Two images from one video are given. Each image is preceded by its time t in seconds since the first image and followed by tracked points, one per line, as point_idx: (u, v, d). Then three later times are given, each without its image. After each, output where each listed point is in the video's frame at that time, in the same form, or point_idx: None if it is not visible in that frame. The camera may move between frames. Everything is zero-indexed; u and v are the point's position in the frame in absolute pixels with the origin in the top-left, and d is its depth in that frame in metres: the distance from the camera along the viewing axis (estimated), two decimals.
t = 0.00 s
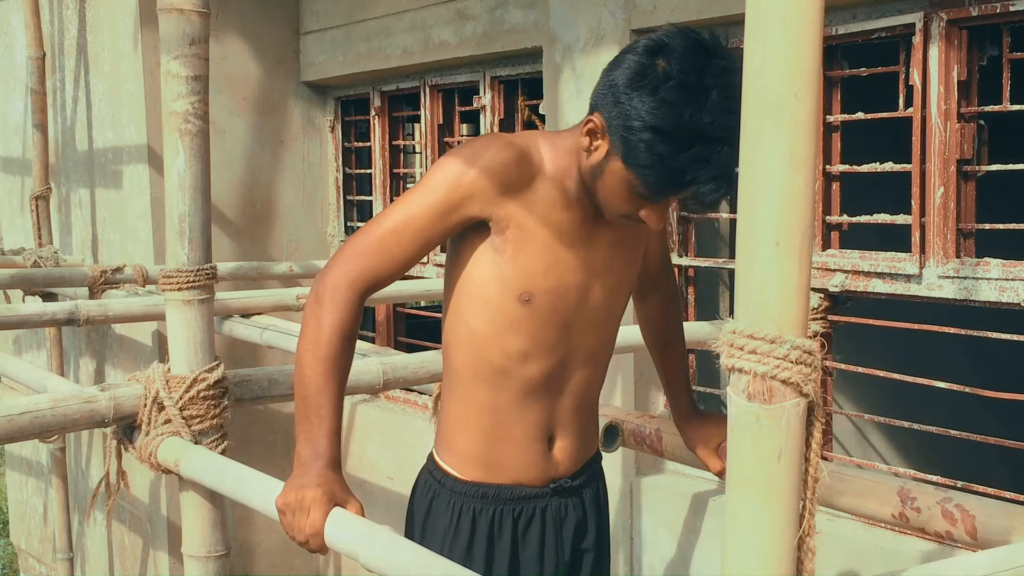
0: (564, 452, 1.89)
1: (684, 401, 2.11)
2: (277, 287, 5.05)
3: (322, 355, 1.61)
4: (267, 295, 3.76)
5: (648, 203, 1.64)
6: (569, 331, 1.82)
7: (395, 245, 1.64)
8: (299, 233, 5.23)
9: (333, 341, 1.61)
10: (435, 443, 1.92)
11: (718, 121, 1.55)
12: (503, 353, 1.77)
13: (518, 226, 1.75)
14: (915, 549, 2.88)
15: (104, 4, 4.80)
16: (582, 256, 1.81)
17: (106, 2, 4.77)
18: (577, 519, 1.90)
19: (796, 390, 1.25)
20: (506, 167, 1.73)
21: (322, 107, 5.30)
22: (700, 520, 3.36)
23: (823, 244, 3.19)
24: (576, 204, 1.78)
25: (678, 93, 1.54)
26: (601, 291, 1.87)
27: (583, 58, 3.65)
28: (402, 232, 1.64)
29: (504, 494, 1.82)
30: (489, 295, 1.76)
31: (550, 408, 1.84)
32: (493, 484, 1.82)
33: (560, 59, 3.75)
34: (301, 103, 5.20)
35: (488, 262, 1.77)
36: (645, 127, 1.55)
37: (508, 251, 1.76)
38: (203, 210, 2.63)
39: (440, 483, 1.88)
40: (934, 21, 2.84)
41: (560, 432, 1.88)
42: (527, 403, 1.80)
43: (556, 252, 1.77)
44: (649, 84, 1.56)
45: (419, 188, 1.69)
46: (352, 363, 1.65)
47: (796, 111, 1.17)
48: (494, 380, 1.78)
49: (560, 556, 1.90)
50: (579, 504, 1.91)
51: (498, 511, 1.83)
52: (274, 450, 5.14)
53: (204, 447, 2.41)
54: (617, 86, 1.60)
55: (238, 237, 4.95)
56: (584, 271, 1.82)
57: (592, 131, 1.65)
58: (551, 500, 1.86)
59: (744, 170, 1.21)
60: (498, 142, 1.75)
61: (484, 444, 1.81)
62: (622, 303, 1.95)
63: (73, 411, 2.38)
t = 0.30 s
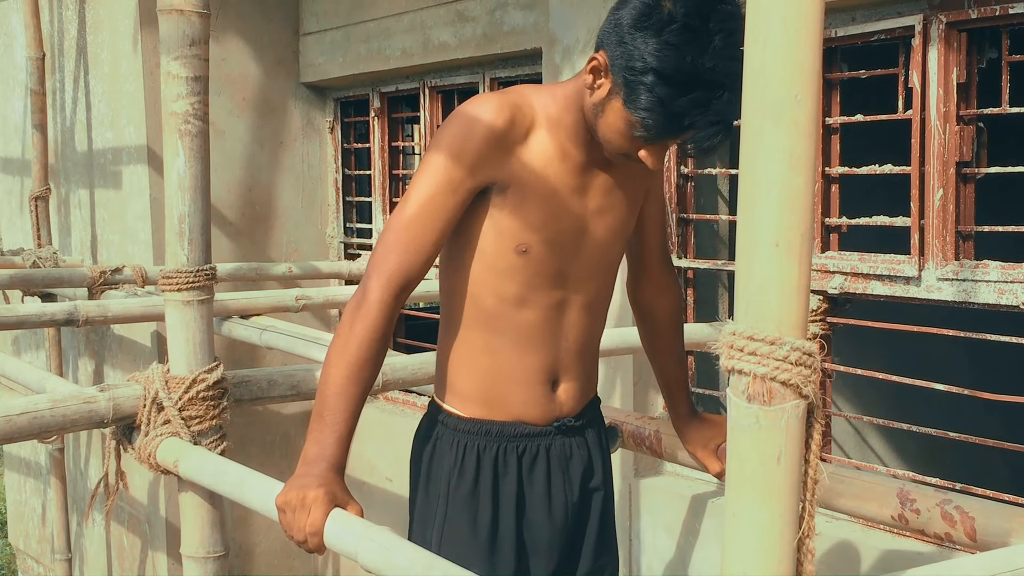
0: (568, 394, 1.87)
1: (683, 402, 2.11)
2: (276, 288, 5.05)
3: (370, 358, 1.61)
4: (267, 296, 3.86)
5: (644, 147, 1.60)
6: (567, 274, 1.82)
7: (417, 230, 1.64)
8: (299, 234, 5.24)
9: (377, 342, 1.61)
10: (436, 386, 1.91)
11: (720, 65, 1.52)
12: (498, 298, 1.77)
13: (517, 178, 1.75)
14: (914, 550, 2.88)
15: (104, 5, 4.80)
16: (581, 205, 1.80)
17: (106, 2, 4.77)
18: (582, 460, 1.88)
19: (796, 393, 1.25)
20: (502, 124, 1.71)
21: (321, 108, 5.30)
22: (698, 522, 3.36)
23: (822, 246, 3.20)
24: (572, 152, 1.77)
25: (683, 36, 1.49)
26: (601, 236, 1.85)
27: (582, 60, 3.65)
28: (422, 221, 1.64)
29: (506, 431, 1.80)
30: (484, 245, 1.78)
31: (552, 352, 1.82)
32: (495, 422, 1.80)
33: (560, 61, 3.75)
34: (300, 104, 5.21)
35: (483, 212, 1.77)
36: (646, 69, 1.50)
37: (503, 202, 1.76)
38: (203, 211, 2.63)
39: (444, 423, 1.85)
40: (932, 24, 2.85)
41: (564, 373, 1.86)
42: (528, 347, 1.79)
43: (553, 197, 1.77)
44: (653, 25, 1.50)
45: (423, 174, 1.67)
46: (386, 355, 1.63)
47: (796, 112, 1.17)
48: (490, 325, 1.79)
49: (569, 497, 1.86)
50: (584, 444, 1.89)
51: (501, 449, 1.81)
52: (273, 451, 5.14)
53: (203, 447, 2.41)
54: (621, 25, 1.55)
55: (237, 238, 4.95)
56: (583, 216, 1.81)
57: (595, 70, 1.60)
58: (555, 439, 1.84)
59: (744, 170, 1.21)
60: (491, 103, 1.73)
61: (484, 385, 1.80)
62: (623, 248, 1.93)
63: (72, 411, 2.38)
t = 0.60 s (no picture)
0: (564, 380, 1.87)
1: (682, 405, 2.10)
2: (276, 288, 5.05)
3: (366, 357, 1.60)
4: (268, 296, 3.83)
5: (636, 150, 1.62)
6: (559, 265, 1.82)
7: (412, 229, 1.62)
8: (299, 234, 5.24)
9: (372, 341, 1.60)
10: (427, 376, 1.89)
11: (716, 75, 1.53)
12: (490, 290, 1.78)
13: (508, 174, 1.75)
14: (914, 551, 2.88)
15: (105, 5, 4.81)
16: (572, 199, 1.81)
17: (107, 2, 4.77)
18: (580, 440, 1.88)
19: (796, 394, 1.25)
20: (497, 124, 1.71)
21: (321, 108, 5.30)
22: (698, 523, 3.36)
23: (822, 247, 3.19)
24: (565, 148, 1.77)
25: (680, 45, 1.50)
26: (591, 230, 1.86)
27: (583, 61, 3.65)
28: (420, 218, 1.63)
29: (503, 414, 1.80)
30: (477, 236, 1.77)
31: (546, 341, 1.82)
32: (491, 404, 1.80)
33: (560, 62, 3.75)
34: (300, 104, 5.21)
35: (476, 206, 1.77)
36: (644, 77, 1.51)
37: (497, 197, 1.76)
38: (203, 211, 2.63)
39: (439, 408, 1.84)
40: (934, 25, 2.84)
41: (559, 360, 1.86)
42: (522, 336, 1.79)
43: (546, 191, 1.77)
44: (651, 34, 1.51)
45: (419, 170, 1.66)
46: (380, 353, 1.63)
47: (797, 113, 1.17)
48: (484, 317, 1.79)
49: (568, 477, 1.86)
50: (581, 426, 1.89)
51: (499, 431, 1.80)
52: (272, 451, 5.14)
53: (203, 447, 2.41)
54: (619, 32, 1.55)
55: (237, 238, 4.95)
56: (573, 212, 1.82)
57: (591, 71, 1.61)
58: (552, 421, 1.84)
59: (745, 171, 1.21)
60: (486, 102, 1.72)
61: (479, 372, 1.80)
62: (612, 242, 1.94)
63: (72, 411, 2.38)
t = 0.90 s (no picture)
0: (557, 459, 1.94)
1: (684, 402, 2.12)
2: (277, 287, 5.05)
3: (299, 363, 1.62)
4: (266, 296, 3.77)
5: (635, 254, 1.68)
6: (553, 351, 1.86)
7: (383, 257, 1.63)
8: (299, 233, 5.23)
9: (309, 347, 1.61)
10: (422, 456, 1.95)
11: (709, 181, 1.59)
12: (484, 374, 1.82)
13: (503, 259, 1.76)
14: (914, 551, 2.88)
15: (105, 3, 4.80)
16: (568, 290, 1.82)
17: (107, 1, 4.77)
18: (574, 517, 1.96)
19: (797, 392, 1.25)
20: (499, 202, 1.70)
21: (322, 107, 5.30)
22: (699, 522, 3.37)
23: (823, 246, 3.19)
24: (561, 241, 1.77)
25: (671, 153, 1.56)
26: (587, 314, 1.87)
27: (583, 59, 3.65)
28: (385, 248, 1.63)
29: (498, 495, 1.87)
30: (473, 320, 1.80)
31: (537, 423, 1.88)
32: (486, 486, 1.87)
33: (561, 61, 3.76)
34: (301, 103, 5.20)
35: (474, 288, 1.80)
36: (636, 187, 1.58)
37: (493, 282, 1.78)
38: (204, 209, 2.63)
39: (435, 491, 1.91)
40: (934, 24, 2.84)
41: (550, 441, 1.92)
42: (514, 420, 1.85)
43: (541, 285, 1.79)
44: (642, 144, 1.58)
45: (408, 209, 1.67)
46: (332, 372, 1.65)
47: (797, 112, 1.17)
48: (477, 401, 1.84)
49: (566, 550, 1.94)
50: (574, 502, 1.97)
51: (495, 512, 1.87)
52: (273, 450, 5.14)
53: (204, 446, 2.41)
54: (611, 141, 1.62)
55: (237, 237, 4.95)
56: (568, 302, 1.83)
57: (586, 179, 1.70)
58: (546, 499, 1.92)
59: (745, 172, 1.21)
60: (495, 176, 1.72)
61: (472, 452, 1.86)
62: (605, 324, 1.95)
63: (73, 410, 2.38)
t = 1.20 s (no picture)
0: (556, 481, 1.95)
1: (684, 400, 2.12)
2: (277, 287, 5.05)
3: (296, 361, 1.63)
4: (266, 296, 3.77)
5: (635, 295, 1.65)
6: (553, 376, 1.86)
7: (382, 266, 1.65)
8: (299, 233, 5.23)
9: (306, 347, 1.63)
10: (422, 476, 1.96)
11: (711, 222, 1.57)
12: (484, 399, 1.82)
13: (504, 284, 1.76)
14: (914, 551, 2.88)
15: (105, 2, 4.80)
16: (569, 316, 1.82)
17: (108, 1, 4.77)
18: (573, 537, 1.96)
19: (797, 392, 1.25)
20: (501, 226, 1.71)
21: (322, 106, 5.30)
22: (699, 522, 3.37)
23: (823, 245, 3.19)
24: (563, 268, 1.77)
25: (673, 193, 1.55)
26: (588, 340, 1.88)
27: (583, 59, 3.66)
28: (385, 257, 1.65)
29: (497, 516, 1.88)
30: (474, 345, 1.81)
31: (536, 446, 1.89)
32: (484, 508, 1.88)
33: (561, 60, 3.76)
34: (301, 103, 5.20)
35: (475, 312, 1.81)
36: (638, 228, 1.57)
37: (494, 307, 1.78)
38: (204, 209, 2.63)
39: (434, 513, 1.92)
40: (934, 23, 2.84)
41: (550, 463, 1.93)
42: (513, 444, 1.86)
43: (542, 312, 1.79)
44: (644, 184, 1.56)
45: (412, 223, 1.68)
46: (328, 375, 1.66)
47: (797, 112, 1.17)
48: (478, 425, 1.84)
49: (565, 569, 1.96)
50: (572, 523, 1.98)
51: (494, 533, 1.88)
52: (273, 449, 5.14)
53: (204, 446, 2.41)
54: (614, 179, 1.61)
55: (237, 236, 4.95)
56: (568, 329, 1.83)
57: (588, 214, 1.68)
58: (544, 521, 1.92)
59: (746, 173, 1.21)
60: (502, 200, 1.73)
61: (471, 475, 1.87)
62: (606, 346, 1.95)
63: (73, 410, 2.38)
